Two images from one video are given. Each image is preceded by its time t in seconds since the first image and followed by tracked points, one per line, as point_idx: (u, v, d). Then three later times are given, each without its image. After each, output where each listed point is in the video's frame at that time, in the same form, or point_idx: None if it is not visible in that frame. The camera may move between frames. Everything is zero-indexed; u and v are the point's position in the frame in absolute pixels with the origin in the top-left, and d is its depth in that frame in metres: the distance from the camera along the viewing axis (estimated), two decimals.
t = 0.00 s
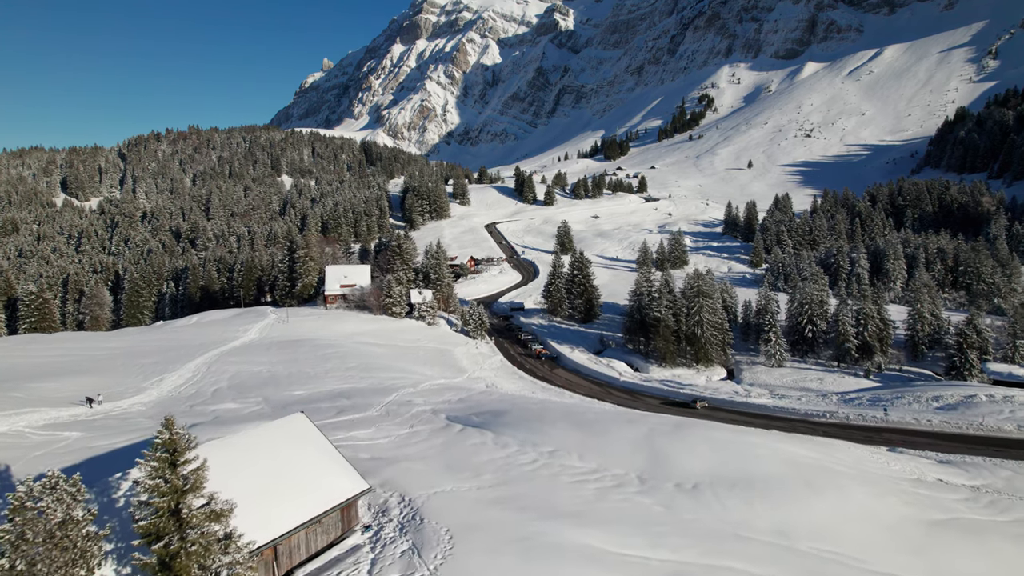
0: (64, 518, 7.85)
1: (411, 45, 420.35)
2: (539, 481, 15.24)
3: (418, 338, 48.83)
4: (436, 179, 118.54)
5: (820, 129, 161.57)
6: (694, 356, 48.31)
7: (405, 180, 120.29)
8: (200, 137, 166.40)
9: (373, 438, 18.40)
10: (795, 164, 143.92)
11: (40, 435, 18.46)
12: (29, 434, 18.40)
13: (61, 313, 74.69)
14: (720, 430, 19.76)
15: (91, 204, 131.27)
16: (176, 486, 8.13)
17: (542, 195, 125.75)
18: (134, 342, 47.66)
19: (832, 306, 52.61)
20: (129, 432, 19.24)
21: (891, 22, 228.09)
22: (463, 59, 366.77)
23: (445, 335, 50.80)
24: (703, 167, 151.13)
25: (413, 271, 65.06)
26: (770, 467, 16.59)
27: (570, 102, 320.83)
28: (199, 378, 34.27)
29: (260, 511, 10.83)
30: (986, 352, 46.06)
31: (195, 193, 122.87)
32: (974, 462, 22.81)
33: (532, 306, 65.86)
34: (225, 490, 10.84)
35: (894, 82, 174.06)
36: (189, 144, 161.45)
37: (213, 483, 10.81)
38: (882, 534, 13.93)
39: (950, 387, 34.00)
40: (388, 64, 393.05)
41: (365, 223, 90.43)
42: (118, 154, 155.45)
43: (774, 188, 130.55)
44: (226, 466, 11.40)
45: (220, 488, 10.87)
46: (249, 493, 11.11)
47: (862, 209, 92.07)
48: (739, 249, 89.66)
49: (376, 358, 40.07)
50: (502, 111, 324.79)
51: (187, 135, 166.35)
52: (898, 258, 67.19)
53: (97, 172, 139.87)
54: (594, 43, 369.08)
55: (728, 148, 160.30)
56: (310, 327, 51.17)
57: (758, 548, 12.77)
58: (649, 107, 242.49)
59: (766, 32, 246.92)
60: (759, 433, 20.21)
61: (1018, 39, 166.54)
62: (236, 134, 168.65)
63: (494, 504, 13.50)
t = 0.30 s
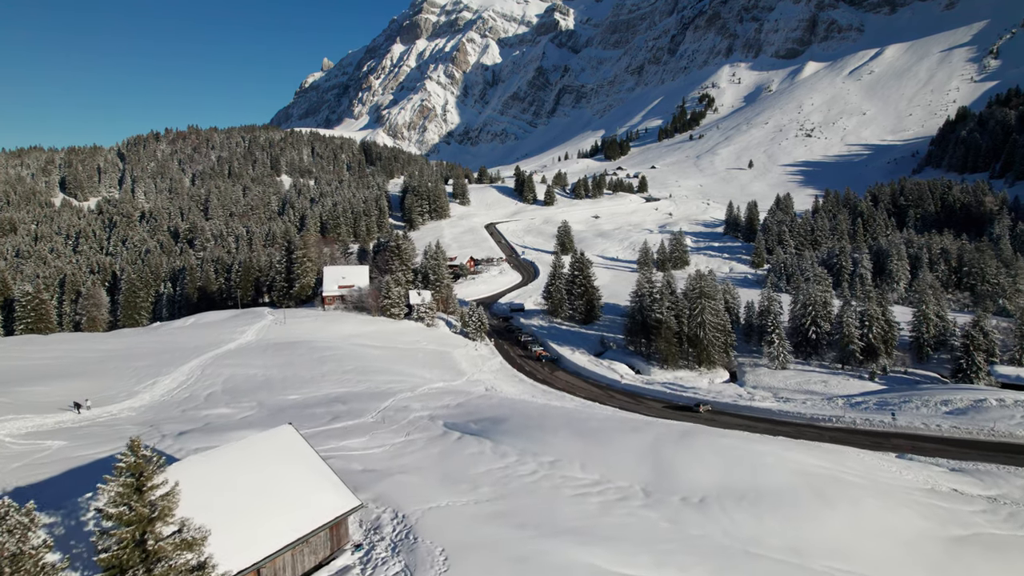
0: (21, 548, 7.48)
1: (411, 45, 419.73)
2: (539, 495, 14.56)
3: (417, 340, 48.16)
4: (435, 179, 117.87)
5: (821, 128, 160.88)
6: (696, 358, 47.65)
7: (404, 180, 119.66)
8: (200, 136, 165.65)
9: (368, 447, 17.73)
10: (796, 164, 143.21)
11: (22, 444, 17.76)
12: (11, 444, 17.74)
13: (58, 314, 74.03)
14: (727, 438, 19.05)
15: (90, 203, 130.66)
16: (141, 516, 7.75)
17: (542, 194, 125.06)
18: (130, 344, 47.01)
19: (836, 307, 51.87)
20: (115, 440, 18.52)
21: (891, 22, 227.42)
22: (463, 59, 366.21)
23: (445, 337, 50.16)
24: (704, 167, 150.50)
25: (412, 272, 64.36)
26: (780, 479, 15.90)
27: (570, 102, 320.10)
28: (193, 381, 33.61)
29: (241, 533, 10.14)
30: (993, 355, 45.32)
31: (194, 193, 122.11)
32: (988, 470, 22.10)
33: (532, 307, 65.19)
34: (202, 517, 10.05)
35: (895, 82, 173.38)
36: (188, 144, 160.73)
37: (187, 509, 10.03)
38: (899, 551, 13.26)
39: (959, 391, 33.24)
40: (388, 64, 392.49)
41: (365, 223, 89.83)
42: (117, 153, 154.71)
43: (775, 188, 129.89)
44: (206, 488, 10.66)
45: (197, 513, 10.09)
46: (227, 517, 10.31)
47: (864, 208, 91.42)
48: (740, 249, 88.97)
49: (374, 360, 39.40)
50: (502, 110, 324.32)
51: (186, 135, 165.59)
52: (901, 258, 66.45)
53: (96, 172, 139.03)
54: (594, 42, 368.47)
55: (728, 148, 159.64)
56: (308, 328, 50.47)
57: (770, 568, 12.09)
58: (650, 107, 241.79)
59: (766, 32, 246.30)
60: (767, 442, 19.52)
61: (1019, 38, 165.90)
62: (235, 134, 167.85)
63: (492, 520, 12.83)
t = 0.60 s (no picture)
0: None
1: (411, 45, 418.95)
2: (538, 510, 13.86)
3: (415, 341, 47.45)
4: (434, 179, 117.15)
5: (822, 128, 160.19)
6: (698, 360, 46.91)
7: (404, 180, 118.92)
8: (199, 136, 164.88)
9: (361, 458, 17.01)
10: (796, 164, 142.48)
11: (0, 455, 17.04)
12: None
13: (54, 315, 73.28)
14: (735, 448, 18.37)
15: (88, 203, 129.95)
16: (96, 553, 7.54)
17: (542, 194, 124.36)
18: (125, 346, 46.35)
19: (840, 309, 51.12)
20: (98, 451, 17.84)
21: (892, 21, 226.63)
22: (463, 59, 365.53)
23: (443, 339, 49.46)
24: (704, 167, 149.81)
25: (411, 272, 63.59)
26: (792, 492, 15.19)
27: (570, 102, 319.35)
28: (186, 385, 32.99)
29: (220, 558, 9.37)
30: (999, 358, 44.61)
31: (192, 193, 121.37)
32: (1003, 480, 21.39)
33: (532, 308, 64.46)
34: (174, 547, 9.18)
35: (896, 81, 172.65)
36: (187, 144, 160.01)
37: (153, 540, 9.11)
38: (920, 571, 12.56)
39: (968, 395, 32.45)
40: (387, 64, 391.90)
41: (364, 223, 89.18)
42: (116, 153, 154.01)
43: (777, 188, 129.18)
44: (181, 512, 9.83)
45: (170, 541, 9.25)
46: (205, 542, 9.53)
47: (866, 208, 90.65)
48: (742, 249, 88.17)
49: (371, 363, 38.68)
50: (502, 110, 323.73)
51: (185, 135, 164.84)
52: (904, 259, 65.70)
53: (94, 172, 138.26)
54: (594, 42, 367.85)
55: (729, 148, 158.94)
56: (306, 330, 49.81)
57: None
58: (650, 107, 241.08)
59: (766, 31, 245.66)
60: (776, 451, 18.86)
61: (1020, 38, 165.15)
62: (234, 134, 167.16)
63: (490, 540, 12.12)
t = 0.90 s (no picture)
0: None
1: (411, 45, 418.23)
2: (538, 528, 13.08)
3: (414, 343, 46.73)
4: (434, 179, 116.36)
5: (823, 128, 159.31)
6: (701, 362, 46.09)
7: (403, 180, 118.12)
8: (198, 136, 164.20)
9: (352, 471, 16.22)
10: (796, 164, 141.54)
11: None
12: None
13: (50, 316, 72.56)
14: (744, 460, 17.60)
15: (87, 203, 129.28)
16: None
17: (542, 194, 123.55)
18: (120, 348, 45.69)
19: (845, 310, 50.30)
20: (80, 462, 17.15)
21: (893, 21, 225.73)
22: (463, 59, 364.83)
23: (442, 340, 48.69)
24: (705, 167, 149.17)
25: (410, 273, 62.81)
26: (806, 508, 14.42)
27: (571, 102, 318.51)
28: (179, 389, 32.27)
29: None
30: (1008, 361, 43.82)
31: (191, 193, 120.63)
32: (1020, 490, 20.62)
33: (532, 309, 63.67)
34: None
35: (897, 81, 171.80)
36: (186, 143, 159.24)
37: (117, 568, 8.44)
38: None
39: (979, 399, 31.63)
40: (387, 64, 391.24)
41: (363, 223, 88.44)
42: (115, 153, 153.37)
43: (778, 188, 128.37)
44: (149, 539, 9.17)
45: (134, 571, 8.50)
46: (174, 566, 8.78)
47: (868, 208, 89.79)
48: (743, 249, 87.34)
49: (369, 366, 37.94)
50: (502, 110, 323.03)
51: (185, 135, 164.20)
52: (909, 259, 64.84)
53: (93, 172, 137.51)
54: (594, 42, 367.04)
55: (729, 147, 158.17)
56: (303, 332, 49.08)
57: None
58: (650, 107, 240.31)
59: (767, 31, 244.88)
60: (786, 462, 18.12)
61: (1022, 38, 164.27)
62: (234, 134, 166.49)
63: (488, 562, 11.37)
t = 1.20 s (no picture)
0: None
1: (411, 45, 417.63)
2: (540, 549, 12.31)
3: (412, 346, 45.94)
4: (433, 179, 115.55)
5: (824, 127, 158.54)
6: (703, 365, 45.27)
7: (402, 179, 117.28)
8: (197, 136, 163.45)
9: (344, 486, 15.42)
10: (797, 164, 140.76)
11: None
12: None
13: (46, 317, 71.77)
14: (754, 473, 16.79)
15: (85, 203, 128.57)
16: None
17: (542, 194, 122.81)
18: (114, 350, 44.91)
19: (849, 312, 49.46)
20: (59, 475, 16.34)
21: (894, 21, 224.76)
22: (463, 58, 364.15)
23: (440, 342, 47.90)
24: (706, 166, 148.39)
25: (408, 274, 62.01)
26: (822, 528, 13.65)
27: (571, 102, 317.70)
28: (171, 393, 31.47)
29: None
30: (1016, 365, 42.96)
31: (189, 193, 119.91)
32: None
33: (532, 310, 62.86)
34: None
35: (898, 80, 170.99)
36: (185, 143, 158.48)
37: None
38: None
39: (990, 404, 30.86)
40: (387, 63, 390.48)
41: (361, 223, 87.64)
42: (114, 153, 152.66)
43: (779, 188, 127.57)
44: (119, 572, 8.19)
45: None
46: None
47: (871, 208, 88.95)
48: (744, 250, 86.53)
49: (366, 370, 37.14)
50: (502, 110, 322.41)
51: (184, 134, 163.51)
52: (912, 260, 64.02)
53: (91, 172, 136.75)
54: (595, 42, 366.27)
55: (730, 147, 157.42)
56: (299, 334, 48.30)
57: None
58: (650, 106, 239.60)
59: (767, 31, 244.09)
60: (798, 475, 17.30)
61: None
62: (233, 134, 165.80)
63: None
